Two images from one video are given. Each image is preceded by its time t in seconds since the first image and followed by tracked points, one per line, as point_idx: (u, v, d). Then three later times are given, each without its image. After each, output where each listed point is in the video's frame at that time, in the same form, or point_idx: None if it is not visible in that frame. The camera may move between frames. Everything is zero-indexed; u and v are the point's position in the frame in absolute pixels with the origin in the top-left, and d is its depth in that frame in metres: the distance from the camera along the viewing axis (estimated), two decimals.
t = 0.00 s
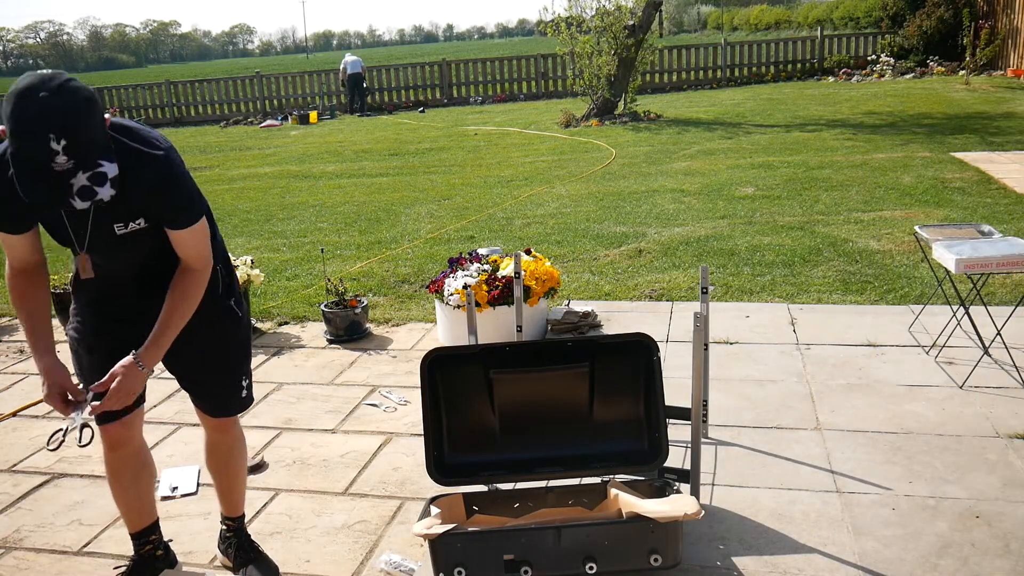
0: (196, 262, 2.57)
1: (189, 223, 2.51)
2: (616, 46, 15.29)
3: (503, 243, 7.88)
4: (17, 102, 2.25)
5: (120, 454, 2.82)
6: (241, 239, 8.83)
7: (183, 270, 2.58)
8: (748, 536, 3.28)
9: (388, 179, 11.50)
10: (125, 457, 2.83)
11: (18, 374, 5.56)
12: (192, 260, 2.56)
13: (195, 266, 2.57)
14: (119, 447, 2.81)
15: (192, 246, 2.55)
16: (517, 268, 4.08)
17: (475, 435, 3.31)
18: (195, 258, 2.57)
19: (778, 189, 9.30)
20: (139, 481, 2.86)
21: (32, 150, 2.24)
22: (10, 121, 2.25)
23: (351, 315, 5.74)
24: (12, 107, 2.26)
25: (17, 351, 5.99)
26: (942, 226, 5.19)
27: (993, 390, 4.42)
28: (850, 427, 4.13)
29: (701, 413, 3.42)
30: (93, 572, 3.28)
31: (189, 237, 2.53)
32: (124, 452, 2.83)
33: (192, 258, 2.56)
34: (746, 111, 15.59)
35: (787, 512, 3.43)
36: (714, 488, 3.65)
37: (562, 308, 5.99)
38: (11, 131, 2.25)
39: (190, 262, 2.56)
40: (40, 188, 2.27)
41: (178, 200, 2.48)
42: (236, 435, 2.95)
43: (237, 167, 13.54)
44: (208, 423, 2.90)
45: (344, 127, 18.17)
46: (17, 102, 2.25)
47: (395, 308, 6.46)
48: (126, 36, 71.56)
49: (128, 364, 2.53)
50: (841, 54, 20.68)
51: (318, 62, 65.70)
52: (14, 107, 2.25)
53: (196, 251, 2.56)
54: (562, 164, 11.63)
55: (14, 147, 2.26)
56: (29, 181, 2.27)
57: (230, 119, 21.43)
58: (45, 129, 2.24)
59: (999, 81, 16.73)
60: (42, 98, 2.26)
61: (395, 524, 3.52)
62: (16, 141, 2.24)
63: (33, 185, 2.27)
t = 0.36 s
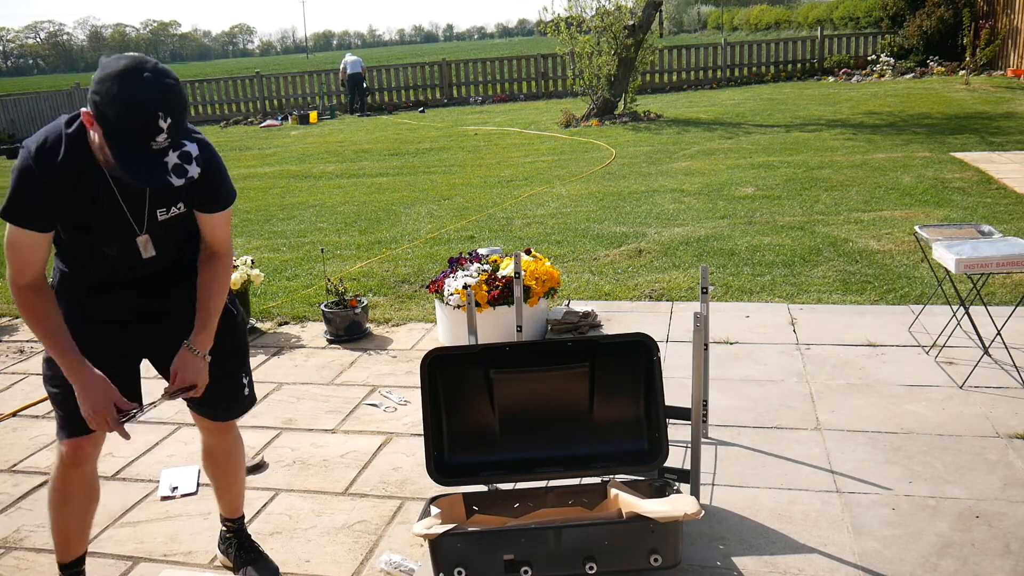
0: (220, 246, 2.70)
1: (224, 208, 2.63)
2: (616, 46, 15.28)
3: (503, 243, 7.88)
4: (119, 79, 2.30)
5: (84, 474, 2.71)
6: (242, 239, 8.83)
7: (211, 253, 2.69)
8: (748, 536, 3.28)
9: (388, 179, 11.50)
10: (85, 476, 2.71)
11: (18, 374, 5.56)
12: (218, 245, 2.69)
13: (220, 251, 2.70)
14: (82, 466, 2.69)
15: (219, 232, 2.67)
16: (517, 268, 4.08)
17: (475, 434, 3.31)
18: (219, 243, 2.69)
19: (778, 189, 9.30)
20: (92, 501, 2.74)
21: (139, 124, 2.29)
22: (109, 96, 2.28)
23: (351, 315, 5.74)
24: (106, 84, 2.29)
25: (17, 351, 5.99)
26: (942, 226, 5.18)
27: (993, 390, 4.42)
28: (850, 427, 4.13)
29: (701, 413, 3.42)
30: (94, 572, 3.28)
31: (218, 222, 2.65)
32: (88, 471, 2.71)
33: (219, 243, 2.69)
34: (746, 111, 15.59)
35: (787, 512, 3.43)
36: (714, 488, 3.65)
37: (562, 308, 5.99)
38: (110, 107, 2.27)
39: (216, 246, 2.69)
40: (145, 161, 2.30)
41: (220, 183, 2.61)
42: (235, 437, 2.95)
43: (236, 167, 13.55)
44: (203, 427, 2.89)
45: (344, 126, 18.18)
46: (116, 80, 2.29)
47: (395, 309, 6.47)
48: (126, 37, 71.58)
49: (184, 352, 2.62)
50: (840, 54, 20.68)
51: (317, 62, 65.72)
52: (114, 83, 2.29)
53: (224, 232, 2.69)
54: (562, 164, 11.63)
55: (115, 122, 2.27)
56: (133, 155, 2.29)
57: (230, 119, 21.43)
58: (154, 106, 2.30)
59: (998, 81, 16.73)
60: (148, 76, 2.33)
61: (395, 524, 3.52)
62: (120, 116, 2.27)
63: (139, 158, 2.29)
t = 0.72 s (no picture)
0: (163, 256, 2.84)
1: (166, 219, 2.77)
2: (616, 46, 15.27)
3: (503, 243, 7.88)
4: (147, 83, 2.25)
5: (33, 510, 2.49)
6: (242, 239, 8.83)
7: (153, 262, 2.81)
8: (748, 536, 3.28)
9: (388, 179, 11.50)
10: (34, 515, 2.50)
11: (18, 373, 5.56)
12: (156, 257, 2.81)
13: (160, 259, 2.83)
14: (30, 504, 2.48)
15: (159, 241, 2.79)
16: (517, 268, 4.08)
17: (474, 435, 3.31)
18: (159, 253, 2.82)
19: (778, 189, 9.30)
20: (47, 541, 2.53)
21: (175, 126, 2.26)
22: (137, 100, 2.22)
23: (351, 315, 5.74)
24: (128, 88, 2.23)
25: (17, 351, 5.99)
26: (942, 226, 5.18)
27: (993, 390, 4.42)
28: (850, 427, 4.13)
29: (701, 413, 3.42)
30: (93, 572, 3.28)
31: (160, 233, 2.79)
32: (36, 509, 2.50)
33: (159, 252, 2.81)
34: (746, 111, 15.60)
35: (787, 512, 3.43)
36: (714, 488, 3.65)
37: (562, 308, 5.99)
38: (137, 111, 2.21)
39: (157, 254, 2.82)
40: (182, 164, 2.28)
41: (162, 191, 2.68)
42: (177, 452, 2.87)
43: (236, 168, 13.55)
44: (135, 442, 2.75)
45: (344, 126, 18.19)
46: (141, 84, 2.24)
47: (395, 308, 6.47)
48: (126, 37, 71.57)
49: (151, 358, 2.62)
50: (841, 54, 20.68)
51: (317, 62, 65.73)
52: (144, 88, 2.23)
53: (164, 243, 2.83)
54: (563, 164, 11.63)
55: (147, 125, 2.22)
56: (167, 158, 2.26)
57: (230, 119, 21.42)
58: (187, 111, 2.29)
59: (998, 82, 16.73)
60: (175, 85, 2.31)
61: (395, 524, 3.52)
62: (148, 119, 2.22)
63: (176, 162, 2.27)
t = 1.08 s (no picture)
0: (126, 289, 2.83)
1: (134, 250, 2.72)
2: (616, 46, 15.26)
3: (504, 243, 7.88)
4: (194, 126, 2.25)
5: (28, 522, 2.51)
6: (241, 239, 8.83)
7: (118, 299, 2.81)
8: (748, 536, 3.28)
9: (388, 179, 11.50)
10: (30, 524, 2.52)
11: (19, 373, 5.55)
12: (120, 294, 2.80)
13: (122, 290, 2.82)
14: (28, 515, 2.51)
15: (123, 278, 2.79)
16: (517, 267, 4.08)
17: (474, 435, 3.31)
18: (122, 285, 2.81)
19: (778, 189, 9.30)
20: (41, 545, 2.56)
21: (220, 169, 2.27)
22: (188, 142, 2.22)
23: (351, 315, 5.74)
24: (180, 128, 2.23)
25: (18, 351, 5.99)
26: (942, 226, 5.18)
27: (993, 390, 4.42)
28: (851, 427, 4.13)
29: (701, 413, 3.42)
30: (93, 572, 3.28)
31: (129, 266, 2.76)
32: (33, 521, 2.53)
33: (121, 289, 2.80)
34: (746, 111, 15.60)
35: (787, 512, 3.43)
36: (714, 488, 3.65)
37: (562, 308, 5.99)
38: (188, 152, 2.22)
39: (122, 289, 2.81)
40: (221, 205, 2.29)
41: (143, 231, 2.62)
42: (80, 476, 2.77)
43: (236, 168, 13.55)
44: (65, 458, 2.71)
45: (344, 127, 18.19)
46: (190, 127, 2.24)
47: (395, 308, 6.47)
48: (126, 37, 71.56)
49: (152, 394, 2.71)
50: (841, 54, 20.66)
51: (317, 62, 65.71)
52: (193, 131, 2.24)
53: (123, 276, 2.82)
54: (563, 164, 11.62)
55: (198, 167, 2.22)
56: (212, 195, 2.26)
57: (230, 119, 21.40)
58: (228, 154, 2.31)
59: (998, 82, 16.73)
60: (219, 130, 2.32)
61: (395, 524, 3.52)
62: (194, 160, 2.22)
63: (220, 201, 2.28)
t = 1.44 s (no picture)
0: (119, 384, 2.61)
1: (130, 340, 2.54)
2: (616, 46, 15.26)
3: (504, 243, 7.88)
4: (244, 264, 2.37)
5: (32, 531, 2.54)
6: (241, 239, 8.82)
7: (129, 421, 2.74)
8: (748, 536, 3.28)
9: (388, 179, 11.50)
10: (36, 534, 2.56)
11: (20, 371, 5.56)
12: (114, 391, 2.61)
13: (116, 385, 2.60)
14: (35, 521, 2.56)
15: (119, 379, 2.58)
16: (517, 268, 4.08)
17: (474, 434, 3.31)
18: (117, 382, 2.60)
19: (778, 189, 9.30)
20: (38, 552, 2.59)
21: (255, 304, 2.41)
22: (240, 281, 2.34)
23: (351, 315, 5.74)
24: (233, 265, 2.33)
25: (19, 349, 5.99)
26: (942, 226, 5.18)
27: (993, 390, 4.42)
28: (851, 427, 4.13)
29: (701, 413, 3.42)
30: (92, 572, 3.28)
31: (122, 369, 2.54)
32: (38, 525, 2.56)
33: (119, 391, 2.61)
34: (746, 111, 15.60)
35: (787, 512, 3.43)
36: (714, 488, 3.65)
37: (562, 308, 5.99)
38: (237, 288, 2.33)
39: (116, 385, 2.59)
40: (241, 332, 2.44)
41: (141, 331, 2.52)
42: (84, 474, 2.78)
43: (236, 168, 13.54)
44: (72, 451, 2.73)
45: (344, 126, 18.19)
46: (236, 266, 2.34)
47: (395, 308, 6.47)
48: (126, 37, 71.52)
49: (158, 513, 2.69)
50: (841, 54, 20.66)
51: (317, 62, 65.70)
52: (245, 270, 2.35)
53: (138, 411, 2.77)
54: (563, 164, 11.62)
55: (240, 302, 2.35)
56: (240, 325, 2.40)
57: (230, 119, 21.41)
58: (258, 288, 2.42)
59: (998, 81, 16.74)
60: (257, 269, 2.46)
61: (395, 524, 3.52)
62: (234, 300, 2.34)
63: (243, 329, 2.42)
